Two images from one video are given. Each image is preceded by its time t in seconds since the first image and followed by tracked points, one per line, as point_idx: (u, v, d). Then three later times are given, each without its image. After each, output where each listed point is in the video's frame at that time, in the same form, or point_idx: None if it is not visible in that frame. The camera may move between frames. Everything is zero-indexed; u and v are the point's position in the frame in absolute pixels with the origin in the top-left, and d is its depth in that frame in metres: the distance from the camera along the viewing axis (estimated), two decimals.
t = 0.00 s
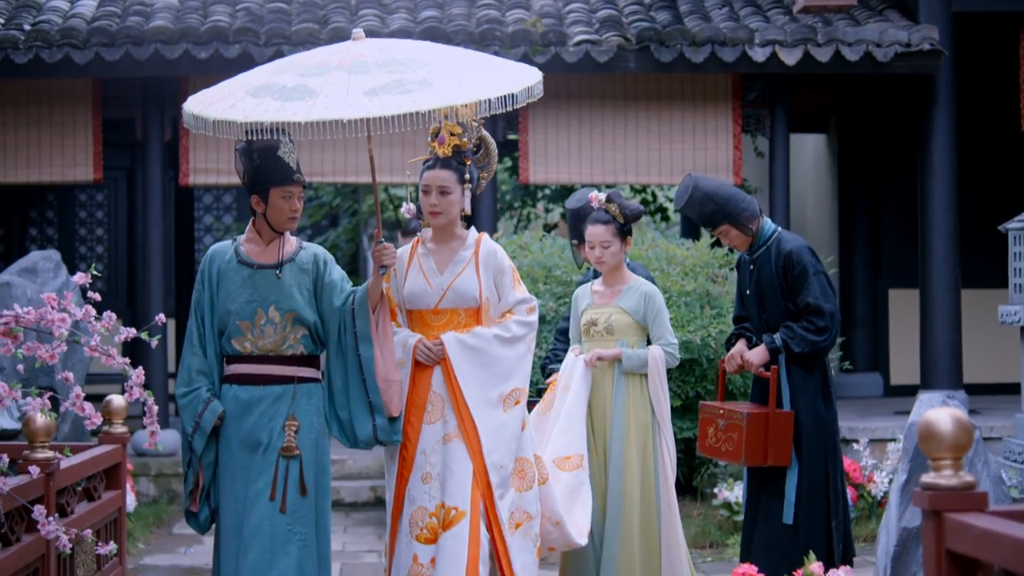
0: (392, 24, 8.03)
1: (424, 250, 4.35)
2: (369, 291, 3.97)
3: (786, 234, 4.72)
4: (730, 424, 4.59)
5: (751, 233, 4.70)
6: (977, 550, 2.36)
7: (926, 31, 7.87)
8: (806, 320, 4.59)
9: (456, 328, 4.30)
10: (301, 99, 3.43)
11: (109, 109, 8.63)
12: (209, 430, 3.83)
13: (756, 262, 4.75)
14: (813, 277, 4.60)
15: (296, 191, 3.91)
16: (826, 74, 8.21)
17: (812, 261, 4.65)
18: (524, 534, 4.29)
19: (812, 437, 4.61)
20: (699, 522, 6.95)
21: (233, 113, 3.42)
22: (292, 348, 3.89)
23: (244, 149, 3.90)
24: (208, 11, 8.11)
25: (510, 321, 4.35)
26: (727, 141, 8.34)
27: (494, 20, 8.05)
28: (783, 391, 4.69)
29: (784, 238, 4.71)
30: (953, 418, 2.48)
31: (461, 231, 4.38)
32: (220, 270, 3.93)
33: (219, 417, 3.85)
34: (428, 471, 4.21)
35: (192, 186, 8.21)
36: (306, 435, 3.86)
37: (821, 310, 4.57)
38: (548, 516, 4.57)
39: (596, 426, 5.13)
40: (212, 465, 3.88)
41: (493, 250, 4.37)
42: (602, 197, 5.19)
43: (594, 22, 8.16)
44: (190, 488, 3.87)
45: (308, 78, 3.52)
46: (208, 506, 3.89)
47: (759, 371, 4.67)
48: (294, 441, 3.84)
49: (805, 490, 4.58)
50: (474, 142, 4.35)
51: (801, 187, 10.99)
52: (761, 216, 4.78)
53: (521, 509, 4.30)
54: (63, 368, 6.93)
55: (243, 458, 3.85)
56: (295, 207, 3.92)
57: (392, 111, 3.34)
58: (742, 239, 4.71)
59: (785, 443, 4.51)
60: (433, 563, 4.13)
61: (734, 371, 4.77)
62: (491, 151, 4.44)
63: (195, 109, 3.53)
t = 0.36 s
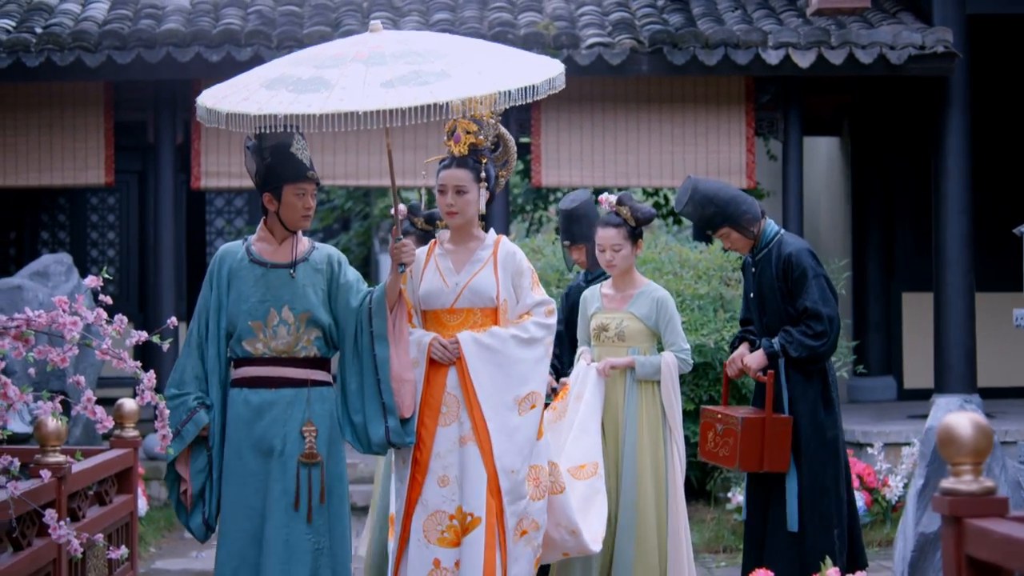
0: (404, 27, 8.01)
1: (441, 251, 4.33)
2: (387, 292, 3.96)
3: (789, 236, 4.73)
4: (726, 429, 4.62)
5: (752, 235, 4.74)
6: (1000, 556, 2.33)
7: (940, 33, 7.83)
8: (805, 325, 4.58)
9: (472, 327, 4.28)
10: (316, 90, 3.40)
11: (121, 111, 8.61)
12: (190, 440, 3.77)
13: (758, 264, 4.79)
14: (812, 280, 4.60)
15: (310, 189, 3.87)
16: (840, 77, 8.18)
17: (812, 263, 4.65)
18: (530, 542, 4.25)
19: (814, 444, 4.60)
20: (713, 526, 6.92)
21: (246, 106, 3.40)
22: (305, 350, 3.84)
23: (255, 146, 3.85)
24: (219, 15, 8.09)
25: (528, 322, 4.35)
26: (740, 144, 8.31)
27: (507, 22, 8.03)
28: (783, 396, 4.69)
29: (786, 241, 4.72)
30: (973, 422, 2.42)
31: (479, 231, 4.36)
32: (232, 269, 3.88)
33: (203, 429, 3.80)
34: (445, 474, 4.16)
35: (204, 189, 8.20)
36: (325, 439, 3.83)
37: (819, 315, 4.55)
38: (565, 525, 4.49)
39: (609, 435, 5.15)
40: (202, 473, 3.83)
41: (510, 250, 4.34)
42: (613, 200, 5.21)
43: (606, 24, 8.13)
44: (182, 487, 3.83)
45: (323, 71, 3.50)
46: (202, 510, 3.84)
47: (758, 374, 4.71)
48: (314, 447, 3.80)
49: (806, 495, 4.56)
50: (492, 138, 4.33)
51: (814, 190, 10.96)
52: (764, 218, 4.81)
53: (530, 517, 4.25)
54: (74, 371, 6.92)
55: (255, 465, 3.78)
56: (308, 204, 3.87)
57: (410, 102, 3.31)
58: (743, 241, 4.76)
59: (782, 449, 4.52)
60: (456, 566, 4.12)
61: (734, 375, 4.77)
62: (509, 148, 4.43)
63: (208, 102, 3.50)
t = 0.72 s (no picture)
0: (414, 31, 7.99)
1: (456, 256, 4.33)
2: (399, 297, 3.83)
3: (790, 241, 4.79)
4: (723, 432, 4.60)
5: (754, 239, 4.79)
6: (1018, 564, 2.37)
7: (952, 36, 7.82)
8: (807, 330, 4.66)
9: (485, 332, 4.25)
10: (332, 94, 3.35)
11: (130, 115, 8.60)
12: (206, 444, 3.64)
13: (758, 267, 4.85)
14: (815, 286, 4.67)
15: (326, 191, 3.77)
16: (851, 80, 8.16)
17: (815, 269, 4.71)
18: (561, 553, 4.16)
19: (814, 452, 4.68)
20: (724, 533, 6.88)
21: (261, 110, 3.37)
22: (319, 353, 3.74)
23: (270, 147, 3.76)
24: (229, 18, 8.08)
25: (542, 325, 4.28)
26: (750, 147, 8.28)
27: (517, 26, 8.01)
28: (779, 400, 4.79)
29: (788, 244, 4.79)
30: (991, 427, 2.46)
31: (494, 235, 4.35)
32: (245, 270, 3.78)
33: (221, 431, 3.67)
34: (458, 483, 4.13)
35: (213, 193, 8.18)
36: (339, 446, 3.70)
37: (822, 320, 4.63)
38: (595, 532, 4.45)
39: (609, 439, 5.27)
40: (214, 478, 3.66)
41: (525, 253, 4.32)
42: (613, 204, 5.35)
43: (616, 28, 8.11)
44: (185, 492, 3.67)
45: (338, 73, 3.45)
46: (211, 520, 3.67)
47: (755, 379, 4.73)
48: (330, 453, 3.67)
49: (802, 498, 4.66)
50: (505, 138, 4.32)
51: (825, 195, 10.93)
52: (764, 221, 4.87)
53: (556, 527, 4.17)
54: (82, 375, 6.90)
55: (265, 468, 3.62)
56: (325, 207, 3.77)
57: (430, 104, 3.28)
58: (745, 244, 4.79)
59: (777, 456, 4.53)
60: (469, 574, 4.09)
61: (731, 378, 4.86)
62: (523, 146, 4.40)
63: (222, 108, 3.45)
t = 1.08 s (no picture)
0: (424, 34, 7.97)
1: (466, 257, 4.29)
2: (405, 300, 3.75)
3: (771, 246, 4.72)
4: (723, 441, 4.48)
5: (738, 243, 4.69)
6: None
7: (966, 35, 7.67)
8: (798, 333, 4.59)
9: (498, 338, 4.22)
10: (340, 98, 3.31)
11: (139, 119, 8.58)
12: (223, 447, 3.61)
13: (740, 272, 4.73)
14: (805, 289, 4.61)
15: (332, 191, 3.72)
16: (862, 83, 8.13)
17: (800, 273, 4.66)
18: (582, 559, 4.13)
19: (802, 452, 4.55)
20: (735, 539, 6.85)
21: (266, 117, 3.31)
22: (327, 357, 3.70)
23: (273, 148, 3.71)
24: (238, 22, 8.07)
25: (558, 332, 4.27)
26: (761, 151, 8.25)
27: (527, 29, 7.99)
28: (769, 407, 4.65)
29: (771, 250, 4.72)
30: (1009, 433, 2.58)
31: (505, 237, 4.30)
32: (249, 272, 3.72)
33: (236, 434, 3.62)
34: (473, 489, 4.11)
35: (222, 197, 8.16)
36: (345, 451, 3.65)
37: (813, 323, 4.59)
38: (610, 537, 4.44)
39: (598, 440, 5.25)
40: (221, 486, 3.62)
41: (538, 258, 4.28)
42: (608, 204, 5.35)
43: (627, 31, 8.09)
44: (201, 507, 3.63)
45: (343, 77, 3.41)
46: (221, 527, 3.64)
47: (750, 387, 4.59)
48: (333, 459, 3.61)
49: (796, 505, 4.50)
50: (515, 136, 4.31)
51: (835, 199, 10.90)
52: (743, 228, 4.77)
53: (576, 533, 4.15)
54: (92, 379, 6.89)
55: (270, 472, 3.57)
56: (331, 206, 3.72)
57: (441, 110, 3.25)
58: (729, 248, 4.69)
59: (778, 462, 4.44)
60: None
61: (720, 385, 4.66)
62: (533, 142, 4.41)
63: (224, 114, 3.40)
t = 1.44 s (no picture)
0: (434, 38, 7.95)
1: (470, 263, 4.24)
2: (405, 304, 3.74)
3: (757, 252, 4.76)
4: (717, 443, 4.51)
5: (726, 247, 4.72)
6: None
7: (975, 43, 7.74)
8: (791, 337, 4.64)
9: (507, 346, 4.18)
10: (333, 100, 3.26)
11: (149, 124, 8.57)
12: (220, 456, 3.56)
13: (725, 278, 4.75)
14: (798, 294, 4.66)
15: (327, 192, 3.68)
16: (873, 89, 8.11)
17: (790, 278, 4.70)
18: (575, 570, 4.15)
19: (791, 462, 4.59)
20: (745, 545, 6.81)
21: (258, 118, 3.26)
22: (324, 364, 3.66)
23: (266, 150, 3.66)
24: (248, 26, 8.05)
25: (565, 340, 4.27)
26: (772, 156, 8.22)
27: (537, 34, 7.97)
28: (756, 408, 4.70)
29: (758, 254, 4.74)
30: None
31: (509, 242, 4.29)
32: (244, 277, 3.68)
33: (232, 442, 3.57)
34: (484, 502, 4.05)
35: (231, 202, 8.15)
36: (343, 462, 3.65)
37: (806, 327, 4.64)
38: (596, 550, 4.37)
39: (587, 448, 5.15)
40: (218, 496, 3.58)
41: (544, 264, 4.29)
42: (602, 211, 5.29)
43: (637, 35, 8.07)
44: (198, 518, 3.61)
45: (338, 77, 3.36)
46: (217, 539, 3.61)
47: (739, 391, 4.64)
48: (334, 469, 3.62)
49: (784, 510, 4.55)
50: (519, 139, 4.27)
51: (846, 204, 10.88)
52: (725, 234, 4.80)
53: (574, 545, 4.16)
54: (102, 385, 6.88)
55: (269, 485, 3.55)
56: (326, 208, 3.68)
57: (438, 109, 3.20)
58: (718, 253, 4.71)
59: (768, 466, 4.49)
60: None
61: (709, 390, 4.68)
62: (538, 147, 4.39)
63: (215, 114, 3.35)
